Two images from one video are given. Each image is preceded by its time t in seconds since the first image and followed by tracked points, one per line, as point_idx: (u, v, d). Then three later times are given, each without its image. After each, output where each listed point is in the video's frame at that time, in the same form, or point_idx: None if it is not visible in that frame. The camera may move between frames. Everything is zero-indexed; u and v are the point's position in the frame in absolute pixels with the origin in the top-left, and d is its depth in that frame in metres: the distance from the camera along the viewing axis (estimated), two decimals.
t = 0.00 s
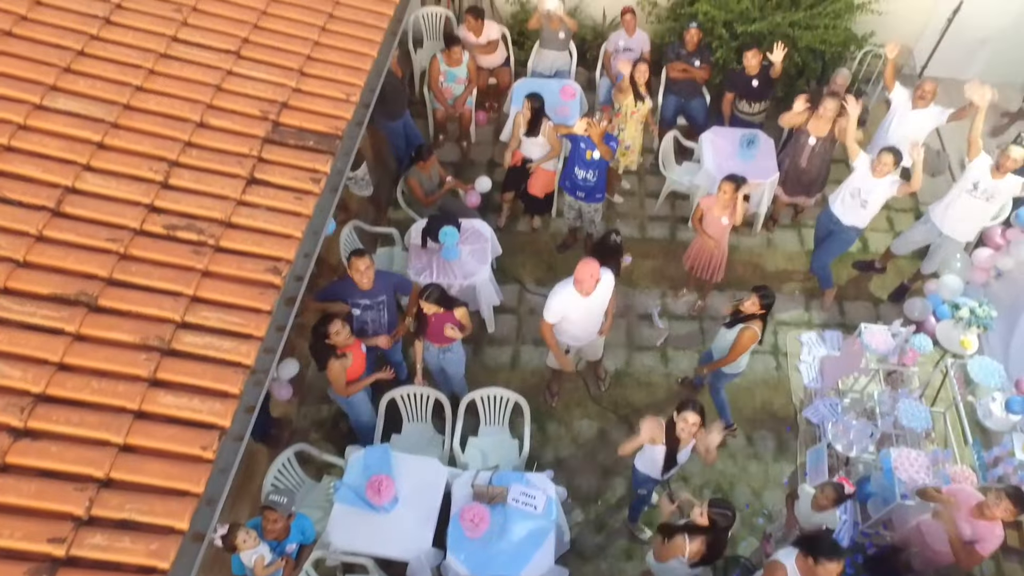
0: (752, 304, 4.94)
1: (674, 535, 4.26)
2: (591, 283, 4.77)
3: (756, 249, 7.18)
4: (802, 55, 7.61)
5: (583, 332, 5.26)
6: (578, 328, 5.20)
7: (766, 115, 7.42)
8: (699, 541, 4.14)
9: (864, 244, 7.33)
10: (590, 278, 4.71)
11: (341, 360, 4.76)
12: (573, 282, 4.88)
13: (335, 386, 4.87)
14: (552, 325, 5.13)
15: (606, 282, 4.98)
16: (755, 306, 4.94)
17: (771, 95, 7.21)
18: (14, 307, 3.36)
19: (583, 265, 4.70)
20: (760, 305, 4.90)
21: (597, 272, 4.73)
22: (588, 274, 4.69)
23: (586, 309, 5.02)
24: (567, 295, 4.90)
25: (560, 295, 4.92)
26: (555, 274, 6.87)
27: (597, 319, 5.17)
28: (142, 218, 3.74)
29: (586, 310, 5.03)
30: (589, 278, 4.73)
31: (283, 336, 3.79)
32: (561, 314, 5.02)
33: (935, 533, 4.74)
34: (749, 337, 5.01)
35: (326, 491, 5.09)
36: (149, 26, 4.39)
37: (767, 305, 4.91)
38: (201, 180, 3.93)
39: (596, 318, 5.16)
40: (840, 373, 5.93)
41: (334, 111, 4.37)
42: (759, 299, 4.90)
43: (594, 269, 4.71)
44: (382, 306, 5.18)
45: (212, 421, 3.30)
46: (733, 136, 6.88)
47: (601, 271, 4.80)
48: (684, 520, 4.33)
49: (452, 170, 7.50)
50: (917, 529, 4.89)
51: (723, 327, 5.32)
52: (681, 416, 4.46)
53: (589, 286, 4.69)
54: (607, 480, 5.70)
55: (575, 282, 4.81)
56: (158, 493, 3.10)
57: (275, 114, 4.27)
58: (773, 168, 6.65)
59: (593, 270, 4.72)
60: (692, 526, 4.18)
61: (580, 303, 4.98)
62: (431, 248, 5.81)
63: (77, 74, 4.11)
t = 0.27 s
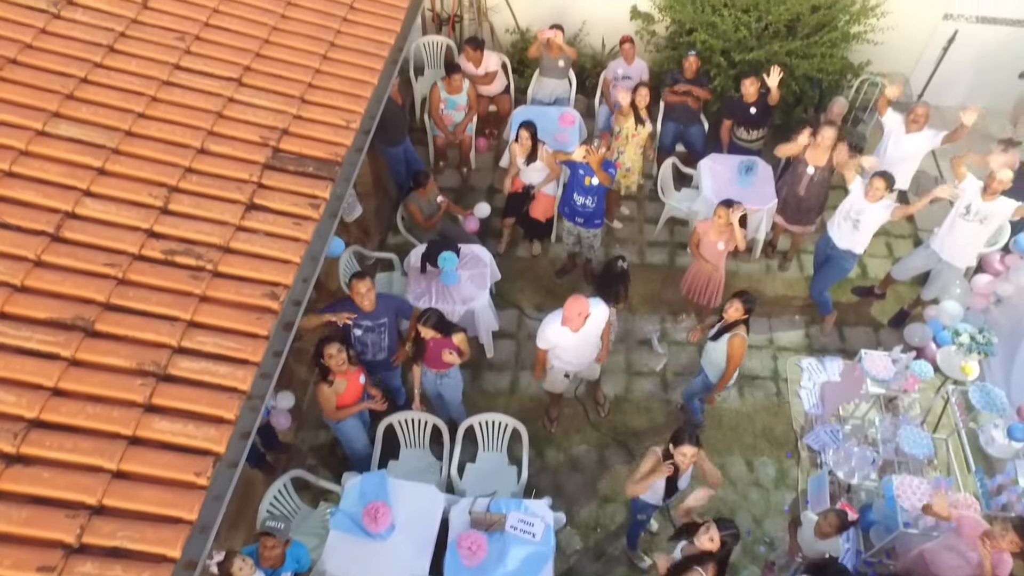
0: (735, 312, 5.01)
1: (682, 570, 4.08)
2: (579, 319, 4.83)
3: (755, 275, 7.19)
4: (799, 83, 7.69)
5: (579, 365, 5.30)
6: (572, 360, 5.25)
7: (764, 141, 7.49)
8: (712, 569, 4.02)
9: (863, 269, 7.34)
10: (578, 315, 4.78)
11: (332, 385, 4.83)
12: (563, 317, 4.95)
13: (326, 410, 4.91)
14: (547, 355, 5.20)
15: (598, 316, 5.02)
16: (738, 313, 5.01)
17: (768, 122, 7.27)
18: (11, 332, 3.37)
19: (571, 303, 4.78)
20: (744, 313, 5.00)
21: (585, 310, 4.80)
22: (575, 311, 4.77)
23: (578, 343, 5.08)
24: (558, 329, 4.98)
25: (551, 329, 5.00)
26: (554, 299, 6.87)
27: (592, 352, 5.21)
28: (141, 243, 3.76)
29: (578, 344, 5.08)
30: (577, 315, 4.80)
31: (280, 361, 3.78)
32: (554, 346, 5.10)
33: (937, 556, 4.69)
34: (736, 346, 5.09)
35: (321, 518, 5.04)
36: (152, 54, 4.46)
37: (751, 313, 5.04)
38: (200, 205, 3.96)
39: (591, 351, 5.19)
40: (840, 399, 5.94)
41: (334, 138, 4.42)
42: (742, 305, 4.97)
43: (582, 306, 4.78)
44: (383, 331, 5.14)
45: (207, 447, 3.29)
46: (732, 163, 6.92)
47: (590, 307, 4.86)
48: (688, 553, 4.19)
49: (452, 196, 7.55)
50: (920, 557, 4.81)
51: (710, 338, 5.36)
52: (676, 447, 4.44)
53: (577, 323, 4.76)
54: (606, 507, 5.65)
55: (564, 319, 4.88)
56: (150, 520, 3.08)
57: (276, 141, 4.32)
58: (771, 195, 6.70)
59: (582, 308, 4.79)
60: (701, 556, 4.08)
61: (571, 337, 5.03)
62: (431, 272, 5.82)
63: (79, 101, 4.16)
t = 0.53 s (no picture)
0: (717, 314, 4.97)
1: None
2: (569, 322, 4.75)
3: (755, 282, 7.19)
4: (800, 91, 7.71)
5: (572, 369, 5.22)
6: (565, 364, 5.17)
7: (764, 149, 7.50)
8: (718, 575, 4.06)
9: (863, 276, 7.34)
10: (569, 319, 4.71)
11: (330, 391, 4.80)
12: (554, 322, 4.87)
13: (321, 417, 4.88)
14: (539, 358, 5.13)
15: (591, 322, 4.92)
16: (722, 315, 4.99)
17: (768, 129, 7.27)
18: (9, 339, 3.37)
19: (561, 307, 4.70)
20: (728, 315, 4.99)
21: (576, 314, 4.72)
22: (566, 315, 4.69)
23: (570, 345, 5.00)
24: (550, 333, 4.90)
25: (542, 331, 4.92)
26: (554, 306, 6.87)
27: (585, 356, 5.12)
28: (140, 250, 3.77)
29: (569, 347, 5.01)
30: (567, 319, 4.72)
31: (279, 368, 3.76)
32: (545, 349, 5.03)
33: (937, 563, 4.66)
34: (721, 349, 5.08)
35: (320, 525, 5.03)
36: (152, 62, 4.48)
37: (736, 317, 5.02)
38: (199, 212, 3.97)
39: (584, 355, 5.11)
40: (840, 407, 5.87)
41: (333, 145, 4.43)
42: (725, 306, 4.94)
43: (572, 310, 4.71)
44: (383, 336, 5.12)
45: (205, 454, 3.28)
46: (732, 170, 6.92)
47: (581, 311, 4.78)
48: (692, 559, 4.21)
49: (452, 203, 7.56)
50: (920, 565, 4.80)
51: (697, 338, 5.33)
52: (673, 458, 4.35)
53: (567, 327, 4.69)
54: (606, 515, 5.63)
55: (555, 325, 4.81)
56: (147, 527, 3.07)
57: (275, 148, 4.34)
58: (771, 203, 6.70)
59: (572, 312, 4.72)
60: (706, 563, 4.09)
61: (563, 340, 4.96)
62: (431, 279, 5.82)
63: (80, 108, 4.18)
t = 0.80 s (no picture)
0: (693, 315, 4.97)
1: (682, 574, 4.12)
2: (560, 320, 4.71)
3: (755, 284, 7.19)
4: (800, 93, 7.71)
5: (567, 371, 5.20)
6: (559, 366, 5.15)
7: (764, 150, 7.49)
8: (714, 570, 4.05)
9: (863, 278, 7.34)
10: (559, 317, 4.65)
11: (331, 392, 4.77)
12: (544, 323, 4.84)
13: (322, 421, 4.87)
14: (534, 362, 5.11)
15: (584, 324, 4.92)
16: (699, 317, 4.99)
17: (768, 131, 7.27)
18: (8, 340, 3.38)
19: (552, 305, 4.65)
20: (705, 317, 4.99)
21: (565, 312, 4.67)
22: (555, 316, 4.65)
23: (563, 347, 4.97)
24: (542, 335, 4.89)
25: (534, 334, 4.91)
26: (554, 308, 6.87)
27: (578, 358, 5.10)
28: (139, 252, 3.78)
29: (562, 349, 4.97)
30: (558, 318, 4.68)
31: (277, 369, 3.78)
32: (539, 353, 5.01)
33: (936, 567, 4.67)
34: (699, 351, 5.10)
35: (319, 526, 5.03)
36: (152, 64, 4.48)
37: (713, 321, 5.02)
38: (199, 214, 3.98)
39: (577, 357, 5.08)
40: (841, 409, 5.88)
41: (333, 147, 4.44)
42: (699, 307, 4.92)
43: (563, 309, 4.66)
44: (384, 337, 5.11)
45: (204, 456, 3.28)
46: (732, 172, 6.92)
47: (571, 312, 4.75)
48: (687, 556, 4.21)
49: (452, 204, 7.57)
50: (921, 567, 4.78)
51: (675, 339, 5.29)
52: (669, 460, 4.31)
53: (557, 326, 4.64)
54: (605, 517, 5.63)
55: (546, 323, 4.75)
56: (145, 530, 3.07)
57: (275, 150, 4.34)
58: (771, 205, 6.69)
59: (563, 311, 4.67)
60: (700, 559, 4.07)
61: (555, 342, 4.93)
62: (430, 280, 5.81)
63: (80, 110, 4.19)
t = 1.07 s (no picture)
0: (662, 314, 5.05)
1: (668, 569, 4.11)
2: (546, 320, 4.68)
3: (746, 283, 7.22)
4: (788, 92, 7.74)
5: (556, 373, 5.19)
6: (549, 368, 5.14)
7: (753, 150, 7.52)
8: (695, 570, 3.96)
9: (852, 276, 7.37)
10: (545, 316, 4.64)
11: (321, 395, 4.70)
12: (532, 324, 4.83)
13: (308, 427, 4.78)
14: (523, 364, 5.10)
15: (571, 324, 4.92)
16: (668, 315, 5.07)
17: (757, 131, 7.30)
18: None
19: (537, 304, 4.65)
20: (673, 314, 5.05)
21: (552, 310, 4.66)
22: (541, 315, 4.64)
23: (553, 348, 4.95)
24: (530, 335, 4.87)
25: (522, 336, 4.90)
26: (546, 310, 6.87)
27: (568, 360, 5.09)
28: (128, 260, 3.76)
29: (550, 350, 4.96)
30: (544, 317, 4.66)
31: (269, 377, 3.73)
32: (529, 354, 5.01)
33: (930, 562, 4.67)
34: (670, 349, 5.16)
35: (313, 532, 5.00)
36: (139, 71, 4.46)
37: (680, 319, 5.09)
38: (188, 221, 3.96)
39: (565, 359, 5.07)
40: (833, 405, 5.90)
41: (322, 152, 4.43)
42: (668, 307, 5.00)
43: (548, 307, 4.66)
44: (376, 340, 5.10)
45: (195, 464, 3.27)
46: (721, 171, 6.95)
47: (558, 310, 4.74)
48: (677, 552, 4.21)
49: (443, 207, 7.56)
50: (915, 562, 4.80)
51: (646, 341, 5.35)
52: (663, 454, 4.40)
53: (543, 325, 4.62)
54: (600, 517, 5.63)
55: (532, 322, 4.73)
56: (137, 539, 3.06)
57: (264, 155, 4.33)
58: (762, 204, 6.70)
59: (549, 309, 4.67)
60: (685, 556, 4.04)
61: (543, 343, 4.92)
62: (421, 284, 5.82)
63: (66, 118, 4.16)
